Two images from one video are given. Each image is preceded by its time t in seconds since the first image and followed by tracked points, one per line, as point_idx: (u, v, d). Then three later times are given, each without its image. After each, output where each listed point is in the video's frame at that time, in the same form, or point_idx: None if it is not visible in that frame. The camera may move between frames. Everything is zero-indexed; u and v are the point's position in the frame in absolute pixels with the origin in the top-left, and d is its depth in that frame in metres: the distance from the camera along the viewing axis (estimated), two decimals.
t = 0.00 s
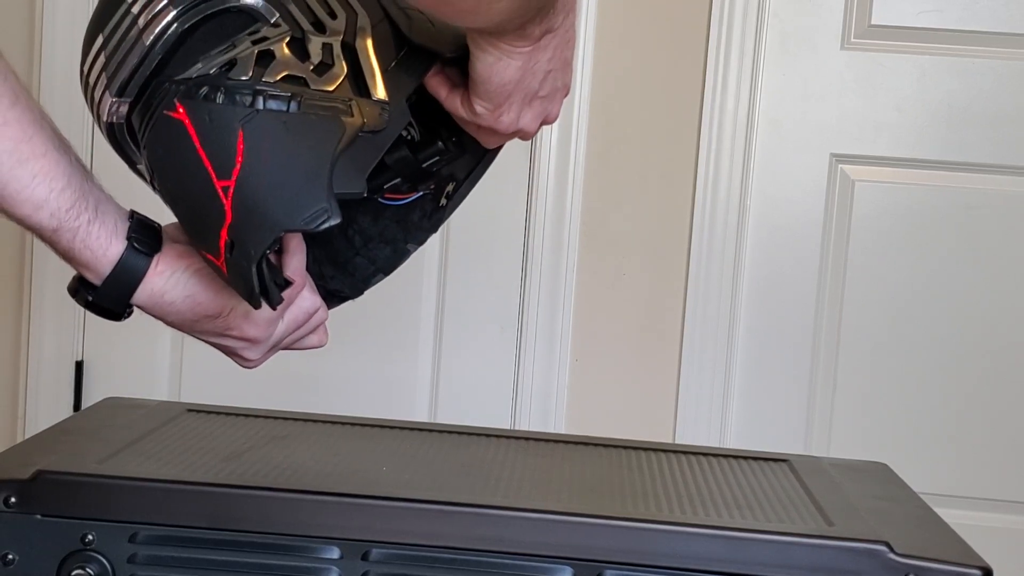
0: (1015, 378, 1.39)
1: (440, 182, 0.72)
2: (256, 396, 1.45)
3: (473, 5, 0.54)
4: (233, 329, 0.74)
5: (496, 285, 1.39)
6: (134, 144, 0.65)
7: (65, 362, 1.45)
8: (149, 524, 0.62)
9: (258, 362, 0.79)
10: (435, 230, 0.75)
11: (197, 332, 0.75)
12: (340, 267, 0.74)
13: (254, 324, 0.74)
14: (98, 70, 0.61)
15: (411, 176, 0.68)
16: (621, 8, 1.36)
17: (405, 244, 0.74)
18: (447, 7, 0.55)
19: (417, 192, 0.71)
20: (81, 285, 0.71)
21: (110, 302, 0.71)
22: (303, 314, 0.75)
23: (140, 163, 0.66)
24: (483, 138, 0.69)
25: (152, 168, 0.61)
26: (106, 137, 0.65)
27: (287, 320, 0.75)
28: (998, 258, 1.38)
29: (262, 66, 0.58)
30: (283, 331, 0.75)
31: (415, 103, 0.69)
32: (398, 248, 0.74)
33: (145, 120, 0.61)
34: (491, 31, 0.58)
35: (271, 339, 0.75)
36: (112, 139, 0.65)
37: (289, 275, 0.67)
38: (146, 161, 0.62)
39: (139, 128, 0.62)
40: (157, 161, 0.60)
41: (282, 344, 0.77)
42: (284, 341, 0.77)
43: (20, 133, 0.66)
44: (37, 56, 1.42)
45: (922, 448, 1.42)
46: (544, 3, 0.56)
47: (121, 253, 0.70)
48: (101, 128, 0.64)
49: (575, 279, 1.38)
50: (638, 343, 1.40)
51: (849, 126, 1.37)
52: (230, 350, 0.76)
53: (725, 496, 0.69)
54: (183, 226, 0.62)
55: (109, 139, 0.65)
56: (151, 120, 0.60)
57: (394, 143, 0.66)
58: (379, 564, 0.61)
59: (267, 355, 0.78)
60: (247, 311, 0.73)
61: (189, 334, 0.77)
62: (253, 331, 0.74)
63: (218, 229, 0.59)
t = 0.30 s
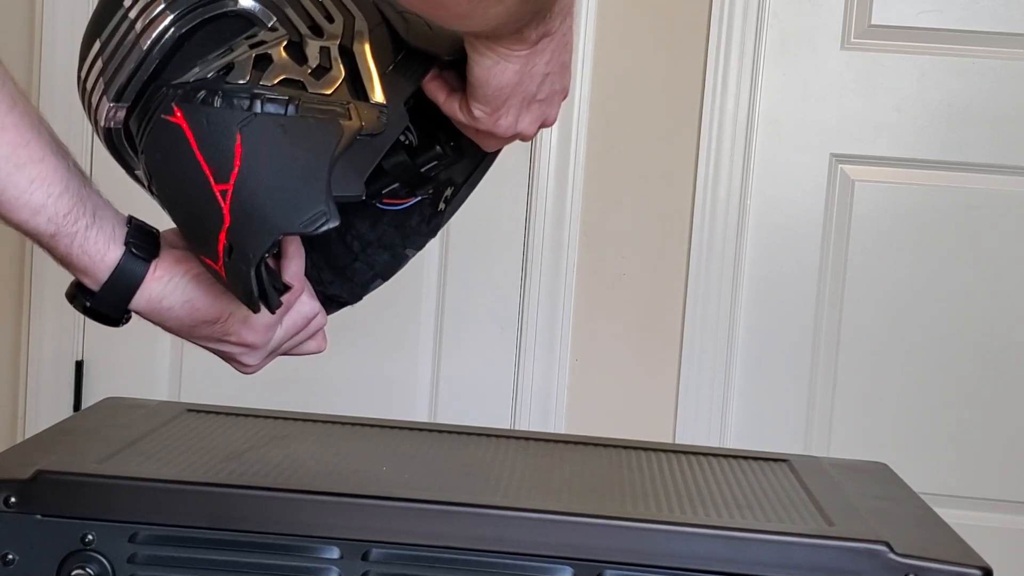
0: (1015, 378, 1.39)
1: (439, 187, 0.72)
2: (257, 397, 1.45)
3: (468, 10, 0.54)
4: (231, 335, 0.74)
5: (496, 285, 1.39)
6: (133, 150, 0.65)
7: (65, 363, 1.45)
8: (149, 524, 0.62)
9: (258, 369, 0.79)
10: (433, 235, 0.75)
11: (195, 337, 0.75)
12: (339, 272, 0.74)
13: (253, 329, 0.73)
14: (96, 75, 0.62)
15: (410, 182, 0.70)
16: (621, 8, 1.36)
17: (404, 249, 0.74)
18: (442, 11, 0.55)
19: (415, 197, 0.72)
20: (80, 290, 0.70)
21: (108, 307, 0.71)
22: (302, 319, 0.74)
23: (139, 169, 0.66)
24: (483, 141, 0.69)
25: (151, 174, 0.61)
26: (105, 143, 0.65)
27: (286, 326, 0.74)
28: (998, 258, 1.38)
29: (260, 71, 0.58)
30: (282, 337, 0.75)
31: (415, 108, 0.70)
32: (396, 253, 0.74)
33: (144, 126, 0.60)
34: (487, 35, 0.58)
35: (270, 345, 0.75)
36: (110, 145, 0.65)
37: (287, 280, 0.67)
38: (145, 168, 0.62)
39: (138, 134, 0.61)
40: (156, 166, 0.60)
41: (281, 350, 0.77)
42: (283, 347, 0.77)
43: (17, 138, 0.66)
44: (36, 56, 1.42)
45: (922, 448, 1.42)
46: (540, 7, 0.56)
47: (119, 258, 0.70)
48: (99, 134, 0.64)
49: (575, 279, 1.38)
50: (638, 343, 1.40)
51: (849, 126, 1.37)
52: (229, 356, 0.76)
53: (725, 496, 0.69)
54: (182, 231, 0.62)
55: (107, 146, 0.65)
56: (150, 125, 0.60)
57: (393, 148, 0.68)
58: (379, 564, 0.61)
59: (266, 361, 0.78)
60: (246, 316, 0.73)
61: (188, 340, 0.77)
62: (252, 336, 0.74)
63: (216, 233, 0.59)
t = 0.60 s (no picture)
0: (1015, 378, 1.39)
1: (430, 191, 0.73)
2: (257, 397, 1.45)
3: (464, 13, 0.54)
4: (227, 340, 0.74)
5: (496, 284, 1.39)
6: (128, 156, 0.65)
7: (65, 363, 1.45)
8: (149, 524, 0.62)
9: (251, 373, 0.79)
10: (426, 239, 0.75)
11: (190, 343, 0.75)
12: (332, 276, 0.74)
13: (248, 333, 0.74)
14: (90, 80, 0.61)
15: (402, 186, 0.70)
16: (621, 7, 1.36)
17: (396, 253, 0.74)
18: (438, 15, 0.54)
19: (407, 202, 0.72)
20: (74, 296, 0.70)
21: (103, 313, 0.70)
22: (296, 324, 0.74)
23: (133, 175, 0.67)
24: (476, 143, 0.69)
25: (147, 181, 0.61)
26: (99, 149, 0.65)
27: (281, 330, 0.74)
28: (998, 258, 1.38)
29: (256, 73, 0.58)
30: (276, 341, 0.75)
31: (411, 105, 0.70)
32: (388, 257, 0.74)
33: (139, 131, 0.60)
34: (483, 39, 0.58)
35: (265, 349, 0.75)
36: (104, 150, 0.65)
37: (282, 284, 0.67)
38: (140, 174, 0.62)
39: (133, 140, 0.61)
40: (151, 173, 0.60)
41: (275, 354, 0.77)
42: (277, 351, 0.77)
43: (12, 143, 0.66)
44: (36, 56, 1.42)
45: (922, 448, 1.42)
46: (536, 11, 0.56)
47: (113, 263, 0.70)
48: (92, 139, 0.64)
49: (575, 279, 1.38)
50: (638, 343, 1.40)
51: (849, 126, 1.37)
52: (224, 361, 0.76)
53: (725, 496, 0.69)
54: (178, 236, 0.62)
55: (102, 151, 0.65)
56: (145, 132, 0.60)
57: (385, 152, 0.68)
58: (379, 564, 0.62)
59: (260, 366, 0.78)
60: (241, 321, 0.73)
61: (182, 346, 0.76)
62: (247, 340, 0.74)
63: (213, 237, 0.59)
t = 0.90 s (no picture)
0: (1015, 378, 1.39)
1: (428, 186, 0.73)
2: (256, 397, 1.45)
3: (461, 5, 0.54)
4: (227, 335, 0.74)
5: (496, 285, 1.39)
6: (127, 151, 0.65)
7: (65, 363, 1.45)
8: (149, 524, 0.62)
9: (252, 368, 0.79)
10: (424, 236, 0.75)
11: (189, 338, 0.75)
12: (331, 272, 0.74)
13: (248, 328, 0.73)
14: (89, 76, 0.61)
15: (400, 181, 0.71)
16: (621, 7, 1.36)
17: (394, 249, 0.74)
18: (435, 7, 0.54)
19: (405, 198, 0.73)
20: (74, 292, 0.70)
21: (103, 309, 0.70)
22: (295, 318, 0.74)
23: (133, 171, 0.66)
24: (477, 135, 0.69)
25: (148, 177, 0.61)
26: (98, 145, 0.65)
27: (280, 324, 0.74)
28: (997, 258, 1.38)
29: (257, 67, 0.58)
30: (277, 335, 0.75)
31: (411, 102, 0.71)
32: (387, 253, 0.75)
33: (139, 125, 0.60)
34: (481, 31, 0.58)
35: (264, 344, 0.75)
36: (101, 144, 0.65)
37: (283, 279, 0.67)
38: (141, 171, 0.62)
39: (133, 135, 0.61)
40: (152, 169, 0.60)
41: (274, 349, 0.77)
42: (277, 346, 0.77)
43: (11, 138, 0.66)
44: (36, 56, 1.42)
45: (922, 448, 1.42)
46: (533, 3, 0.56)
47: (113, 259, 0.70)
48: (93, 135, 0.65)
49: (575, 279, 1.38)
50: (638, 343, 1.40)
51: (849, 126, 1.37)
52: (224, 356, 0.76)
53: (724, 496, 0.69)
54: (178, 230, 0.62)
55: (102, 148, 0.65)
56: (143, 128, 0.60)
57: (383, 148, 0.68)
58: (379, 564, 0.61)
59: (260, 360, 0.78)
60: (242, 315, 0.73)
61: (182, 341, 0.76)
62: (247, 335, 0.74)
63: (214, 230, 0.59)
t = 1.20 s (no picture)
0: (1015, 378, 1.39)
1: (430, 190, 0.73)
2: (256, 397, 1.45)
3: (460, 6, 0.54)
4: (227, 336, 0.74)
5: (496, 285, 1.39)
6: (129, 153, 0.65)
7: (65, 363, 1.45)
8: (149, 524, 0.62)
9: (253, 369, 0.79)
10: (426, 239, 0.75)
11: (190, 339, 0.75)
12: (332, 274, 0.74)
13: (248, 330, 0.73)
14: (92, 77, 0.62)
15: (402, 184, 0.71)
16: (621, 7, 1.36)
17: (396, 252, 0.74)
18: (436, 7, 0.55)
19: (407, 201, 0.72)
20: (75, 292, 0.70)
21: (103, 309, 0.71)
22: (296, 320, 0.74)
23: (134, 172, 0.66)
24: (479, 138, 0.70)
25: (149, 178, 0.61)
26: (99, 145, 0.66)
27: (281, 326, 0.74)
28: (997, 258, 1.38)
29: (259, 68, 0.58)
30: (277, 337, 0.75)
31: (415, 104, 0.72)
32: (388, 255, 0.75)
33: (140, 127, 0.60)
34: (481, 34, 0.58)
35: (264, 346, 0.75)
36: (101, 144, 0.65)
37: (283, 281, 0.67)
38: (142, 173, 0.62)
39: (134, 137, 0.61)
40: (153, 171, 0.60)
41: (274, 351, 0.77)
42: (277, 347, 0.77)
43: (12, 139, 0.66)
44: (36, 57, 1.42)
45: (922, 448, 1.42)
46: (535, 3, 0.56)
47: (114, 260, 0.70)
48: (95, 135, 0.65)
49: (575, 279, 1.38)
50: (638, 343, 1.40)
51: (849, 126, 1.37)
52: (225, 358, 0.76)
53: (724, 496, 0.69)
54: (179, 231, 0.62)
55: (103, 149, 0.66)
56: (144, 130, 0.60)
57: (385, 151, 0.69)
58: (379, 564, 0.61)
59: (261, 362, 0.78)
60: (242, 317, 0.73)
61: (183, 342, 0.76)
62: (247, 337, 0.74)
63: (214, 233, 0.59)
